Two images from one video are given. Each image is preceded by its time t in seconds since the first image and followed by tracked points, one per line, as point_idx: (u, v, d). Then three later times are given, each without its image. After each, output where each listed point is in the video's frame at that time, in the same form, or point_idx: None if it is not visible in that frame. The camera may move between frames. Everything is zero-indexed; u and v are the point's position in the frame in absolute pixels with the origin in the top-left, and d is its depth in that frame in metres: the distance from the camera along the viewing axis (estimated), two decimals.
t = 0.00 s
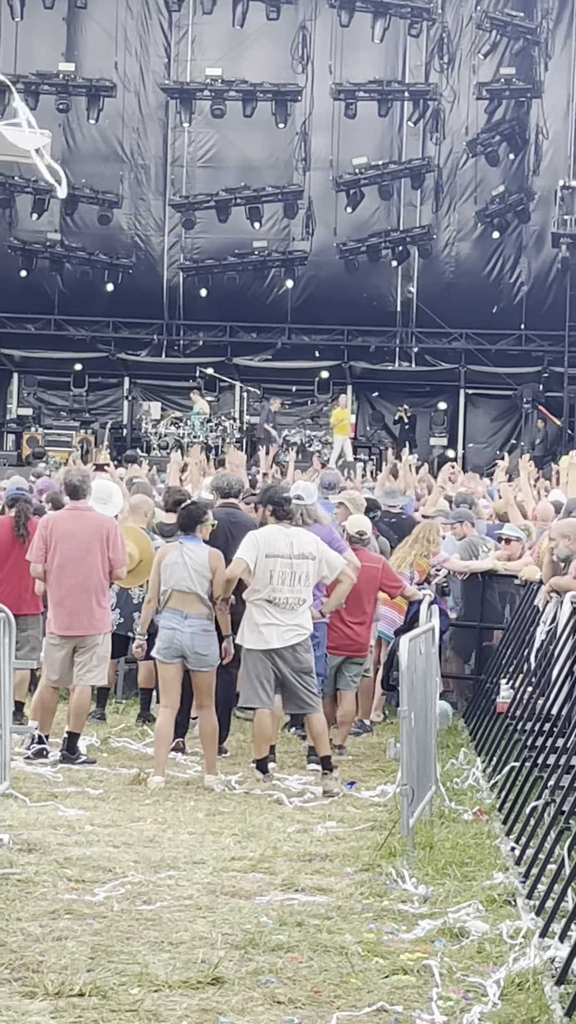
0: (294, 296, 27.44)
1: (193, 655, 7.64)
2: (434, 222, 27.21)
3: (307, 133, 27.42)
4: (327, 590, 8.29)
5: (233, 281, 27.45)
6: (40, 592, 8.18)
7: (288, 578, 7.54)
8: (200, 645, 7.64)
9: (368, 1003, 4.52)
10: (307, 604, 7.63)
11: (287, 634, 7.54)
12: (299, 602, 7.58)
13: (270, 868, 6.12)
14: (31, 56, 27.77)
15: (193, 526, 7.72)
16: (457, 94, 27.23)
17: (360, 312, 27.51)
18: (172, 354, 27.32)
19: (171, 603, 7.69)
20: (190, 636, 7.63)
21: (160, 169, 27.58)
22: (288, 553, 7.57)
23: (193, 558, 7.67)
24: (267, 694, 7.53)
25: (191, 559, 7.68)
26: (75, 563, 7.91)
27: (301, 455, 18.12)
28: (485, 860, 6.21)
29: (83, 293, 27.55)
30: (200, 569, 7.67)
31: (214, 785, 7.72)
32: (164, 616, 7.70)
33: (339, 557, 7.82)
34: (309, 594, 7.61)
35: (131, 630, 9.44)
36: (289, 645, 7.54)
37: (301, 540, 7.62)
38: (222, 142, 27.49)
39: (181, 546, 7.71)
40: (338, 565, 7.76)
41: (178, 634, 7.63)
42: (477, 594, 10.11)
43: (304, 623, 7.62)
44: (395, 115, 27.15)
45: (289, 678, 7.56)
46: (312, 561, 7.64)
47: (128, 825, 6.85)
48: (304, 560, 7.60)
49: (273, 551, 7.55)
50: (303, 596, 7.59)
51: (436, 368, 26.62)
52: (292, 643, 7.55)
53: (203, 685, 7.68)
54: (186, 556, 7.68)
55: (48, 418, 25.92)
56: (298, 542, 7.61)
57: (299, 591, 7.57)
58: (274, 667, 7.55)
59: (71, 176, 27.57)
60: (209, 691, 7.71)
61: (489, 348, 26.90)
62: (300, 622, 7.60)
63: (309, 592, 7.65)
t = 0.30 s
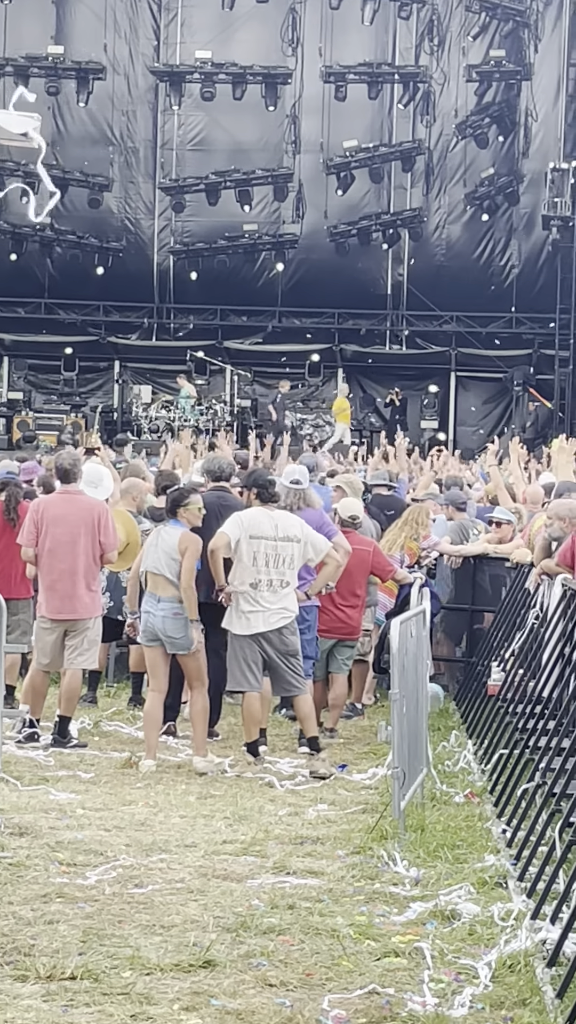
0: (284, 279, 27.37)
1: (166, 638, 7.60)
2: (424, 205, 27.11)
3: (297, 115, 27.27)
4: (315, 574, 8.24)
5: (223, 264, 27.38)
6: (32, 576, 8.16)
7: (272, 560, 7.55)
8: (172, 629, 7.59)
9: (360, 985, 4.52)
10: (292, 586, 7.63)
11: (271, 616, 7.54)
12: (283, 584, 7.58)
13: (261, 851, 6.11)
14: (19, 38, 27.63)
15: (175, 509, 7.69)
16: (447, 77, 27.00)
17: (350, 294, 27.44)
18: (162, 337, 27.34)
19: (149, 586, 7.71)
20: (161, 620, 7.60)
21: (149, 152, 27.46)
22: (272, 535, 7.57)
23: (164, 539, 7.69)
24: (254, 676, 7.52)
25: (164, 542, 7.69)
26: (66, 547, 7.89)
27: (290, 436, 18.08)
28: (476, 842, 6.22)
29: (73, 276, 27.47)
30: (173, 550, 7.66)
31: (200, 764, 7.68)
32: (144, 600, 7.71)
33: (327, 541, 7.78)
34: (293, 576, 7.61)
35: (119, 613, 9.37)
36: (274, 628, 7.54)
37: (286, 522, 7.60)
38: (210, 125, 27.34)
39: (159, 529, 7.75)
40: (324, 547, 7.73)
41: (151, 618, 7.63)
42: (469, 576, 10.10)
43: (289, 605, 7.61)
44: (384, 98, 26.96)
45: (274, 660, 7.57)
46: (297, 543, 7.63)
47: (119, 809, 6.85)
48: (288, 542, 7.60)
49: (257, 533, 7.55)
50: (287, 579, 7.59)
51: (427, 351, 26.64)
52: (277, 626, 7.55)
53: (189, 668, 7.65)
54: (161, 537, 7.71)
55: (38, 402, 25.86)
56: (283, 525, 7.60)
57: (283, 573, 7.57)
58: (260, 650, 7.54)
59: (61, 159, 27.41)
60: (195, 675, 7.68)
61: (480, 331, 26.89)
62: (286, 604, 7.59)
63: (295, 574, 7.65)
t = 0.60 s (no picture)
0: (276, 262, 27.32)
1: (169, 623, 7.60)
2: (416, 188, 26.99)
3: (289, 99, 27.14)
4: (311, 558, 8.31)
5: (215, 247, 27.32)
6: (25, 560, 8.15)
7: (273, 546, 7.53)
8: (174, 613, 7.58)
9: (355, 970, 4.54)
10: (292, 572, 7.62)
11: (271, 602, 7.54)
12: (283, 570, 7.57)
13: (256, 835, 6.12)
14: (9, 22, 27.47)
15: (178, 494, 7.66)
16: (439, 60, 26.84)
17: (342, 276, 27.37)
18: (154, 321, 27.27)
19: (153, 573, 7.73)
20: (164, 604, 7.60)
21: (140, 136, 27.34)
22: (273, 521, 7.55)
23: (166, 521, 7.65)
24: (250, 661, 7.53)
25: (166, 526, 7.68)
26: (60, 532, 7.89)
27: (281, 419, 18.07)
28: (471, 825, 6.24)
29: (65, 260, 27.36)
30: (173, 535, 7.64)
31: (188, 755, 7.65)
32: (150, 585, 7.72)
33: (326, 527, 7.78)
34: (293, 562, 7.60)
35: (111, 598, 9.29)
36: (273, 613, 7.54)
37: (287, 508, 7.59)
38: (202, 109, 27.21)
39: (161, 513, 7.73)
40: (325, 533, 7.73)
41: (155, 604, 7.64)
42: (462, 560, 10.11)
43: (289, 591, 7.61)
44: (376, 81, 26.78)
45: (272, 646, 7.56)
46: (298, 529, 7.61)
47: (113, 793, 6.86)
48: (290, 528, 7.58)
49: (258, 519, 7.52)
50: (288, 564, 7.58)
51: (419, 334, 26.64)
52: (276, 612, 7.55)
53: (186, 653, 7.61)
54: (163, 522, 7.69)
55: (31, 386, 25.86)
56: (284, 510, 7.58)
57: (283, 559, 7.56)
58: (257, 635, 7.54)
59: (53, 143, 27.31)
60: (192, 660, 7.62)
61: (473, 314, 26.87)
62: (285, 590, 7.58)
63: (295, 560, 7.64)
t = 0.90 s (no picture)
0: (269, 246, 27.28)
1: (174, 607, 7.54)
2: (409, 172, 26.92)
3: (281, 83, 27.01)
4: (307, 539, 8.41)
5: (208, 232, 27.25)
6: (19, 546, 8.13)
7: (286, 530, 7.52)
8: (180, 597, 7.52)
9: (350, 954, 4.54)
10: (305, 556, 7.60)
11: (286, 587, 7.51)
12: (297, 554, 7.55)
13: (250, 820, 6.12)
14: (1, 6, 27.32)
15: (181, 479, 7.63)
16: (432, 43, 26.68)
17: (335, 260, 27.32)
18: (147, 306, 27.25)
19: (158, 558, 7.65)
20: (169, 589, 7.53)
21: (133, 121, 27.22)
22: (287, 505, 7.53)
23: (169, 507, 7.61)
24: (258, 647, 7.50)
25: (169, 511, 7.63)
26: (54, 517, 7.87)
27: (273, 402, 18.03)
28: (465, 810, 6.24)
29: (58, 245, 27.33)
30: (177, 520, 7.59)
31: (182, 740, 7.67)
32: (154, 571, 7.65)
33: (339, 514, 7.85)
34: (307, 546, 7.59)
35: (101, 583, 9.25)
36: (288, 598, 7.52)
37: (300, 492, 7.58)
38: (196, 94, 27.12)
39: (163, 498, 7.68)
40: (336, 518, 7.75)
41: (160, 588, 7.56)
42: (455, 544, 10.10)
43: (302, 576, 7.59)
44: (369, 65, 26.67)
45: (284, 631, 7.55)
46: (311, 514, 7.61)
47: (107, 778, 6.85)
48: (303, 512, 7.58)
49: (271, 503, 7.50)
50: (301, 549, 7.57)
51: (412, 319, 26.62)
52: (291, 597, 7.53)
53: (187, 638, 7.59)
54: (166, 508, 7.63)
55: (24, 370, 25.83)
56: (297, 494, 7.58)
57: (297, 543, 7.55)
58: (270, 620, 7.52)
59: (45, 128, 27.20)
60: (192, 644, 7.61)
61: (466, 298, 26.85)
62: (299, 575, 7.57)
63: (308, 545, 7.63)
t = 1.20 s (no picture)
0: (263, 232, 27.25)
1: (176, 591, 7.55)
2: (403, 157, 26.76)
3: (275, 68, 26.86)
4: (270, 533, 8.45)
5: (202, 217, 27.22)
6: (13, 530, 8.11)
7: (299, 512, 7.50)
8: (183, 581, 7.54)
9: (344, 938, 4.54)
10: (316, 540, 7.60)
11: (298, 570, 7.49)
12: (308, 537, 7.55)
13: (244, 805, 6.13)
14: None
15: (185, 464, 7.62)
16: (425, 28, 26.50)
17: (329, 246, 27.31)
18: (141, 291, 27.26)
19: (159, 543, 7.63)
20: (173, 573, 7.54)
21: (126, 105, 27.09)
22: (299, 487, 7.52)
23: (175, 493, 7.60)
24: (269, 629, 7.47)
25: (173, 496, 7.62)
26: (49, 502, 7.86)
27: (266, 387, 18.01)
28: (459, 794, 6.25)
29: (52, 229, 27.31)
30: (181, 505, 7.57)
31: (177, 725, 7.68)
32: (155, 556, 7.62)
33: (346, 500, 7.87)
34: (318, 530, 7.59)
35: (93, 567, 9.24)
36: (300, 581, 7.51)
37: (311, 476, 7.57)
38: (188, 78, 26.89)
39: (166, 484, 7.67)
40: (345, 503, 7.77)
41: (162, 572, 7.56)
42: (449, 529, 10.10)
43: (313, 559, 7.59)
44: (363, 50, 26.52)
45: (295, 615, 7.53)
46: (322, 497, 7.61)
47: (102, 763, 6.86)
48: (314, 495, 7.57)
49: (284, 485, 7.48)
50: (313, 532, 7.57)
51: (406, 304, 26.59)
52: (304, 580, 7.52)
53: (185, 623, 7.59)
54: (170, 494, 7.61)
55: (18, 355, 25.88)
56: (309, 478, 7.57)
57: (309, 526, 7.54)
58: (282, 603, 7.49)
59: (38, 113, 27.10)
60: (189, 628, 7.59)
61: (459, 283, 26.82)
62: (310, 559, 7.57)
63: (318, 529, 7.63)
